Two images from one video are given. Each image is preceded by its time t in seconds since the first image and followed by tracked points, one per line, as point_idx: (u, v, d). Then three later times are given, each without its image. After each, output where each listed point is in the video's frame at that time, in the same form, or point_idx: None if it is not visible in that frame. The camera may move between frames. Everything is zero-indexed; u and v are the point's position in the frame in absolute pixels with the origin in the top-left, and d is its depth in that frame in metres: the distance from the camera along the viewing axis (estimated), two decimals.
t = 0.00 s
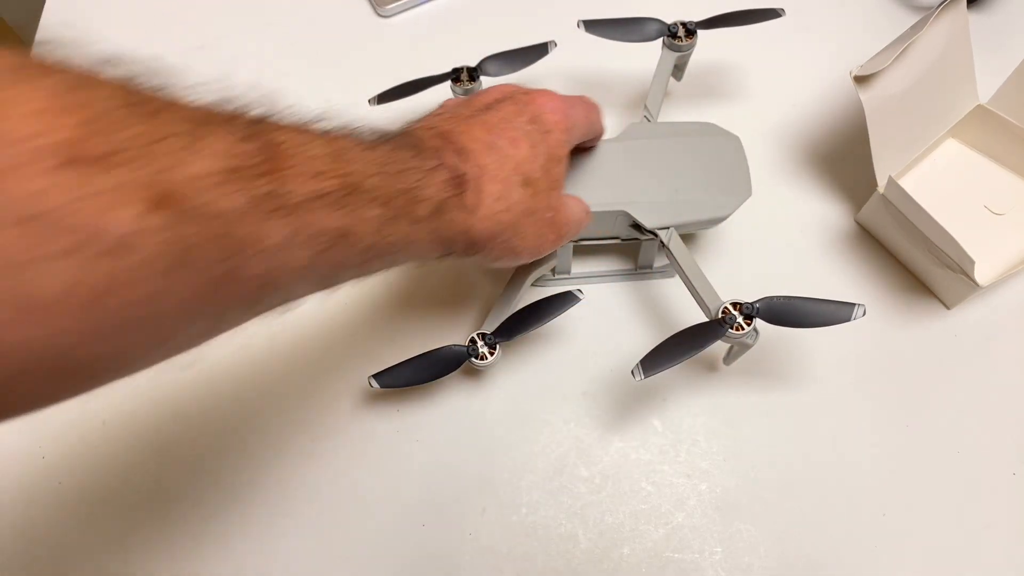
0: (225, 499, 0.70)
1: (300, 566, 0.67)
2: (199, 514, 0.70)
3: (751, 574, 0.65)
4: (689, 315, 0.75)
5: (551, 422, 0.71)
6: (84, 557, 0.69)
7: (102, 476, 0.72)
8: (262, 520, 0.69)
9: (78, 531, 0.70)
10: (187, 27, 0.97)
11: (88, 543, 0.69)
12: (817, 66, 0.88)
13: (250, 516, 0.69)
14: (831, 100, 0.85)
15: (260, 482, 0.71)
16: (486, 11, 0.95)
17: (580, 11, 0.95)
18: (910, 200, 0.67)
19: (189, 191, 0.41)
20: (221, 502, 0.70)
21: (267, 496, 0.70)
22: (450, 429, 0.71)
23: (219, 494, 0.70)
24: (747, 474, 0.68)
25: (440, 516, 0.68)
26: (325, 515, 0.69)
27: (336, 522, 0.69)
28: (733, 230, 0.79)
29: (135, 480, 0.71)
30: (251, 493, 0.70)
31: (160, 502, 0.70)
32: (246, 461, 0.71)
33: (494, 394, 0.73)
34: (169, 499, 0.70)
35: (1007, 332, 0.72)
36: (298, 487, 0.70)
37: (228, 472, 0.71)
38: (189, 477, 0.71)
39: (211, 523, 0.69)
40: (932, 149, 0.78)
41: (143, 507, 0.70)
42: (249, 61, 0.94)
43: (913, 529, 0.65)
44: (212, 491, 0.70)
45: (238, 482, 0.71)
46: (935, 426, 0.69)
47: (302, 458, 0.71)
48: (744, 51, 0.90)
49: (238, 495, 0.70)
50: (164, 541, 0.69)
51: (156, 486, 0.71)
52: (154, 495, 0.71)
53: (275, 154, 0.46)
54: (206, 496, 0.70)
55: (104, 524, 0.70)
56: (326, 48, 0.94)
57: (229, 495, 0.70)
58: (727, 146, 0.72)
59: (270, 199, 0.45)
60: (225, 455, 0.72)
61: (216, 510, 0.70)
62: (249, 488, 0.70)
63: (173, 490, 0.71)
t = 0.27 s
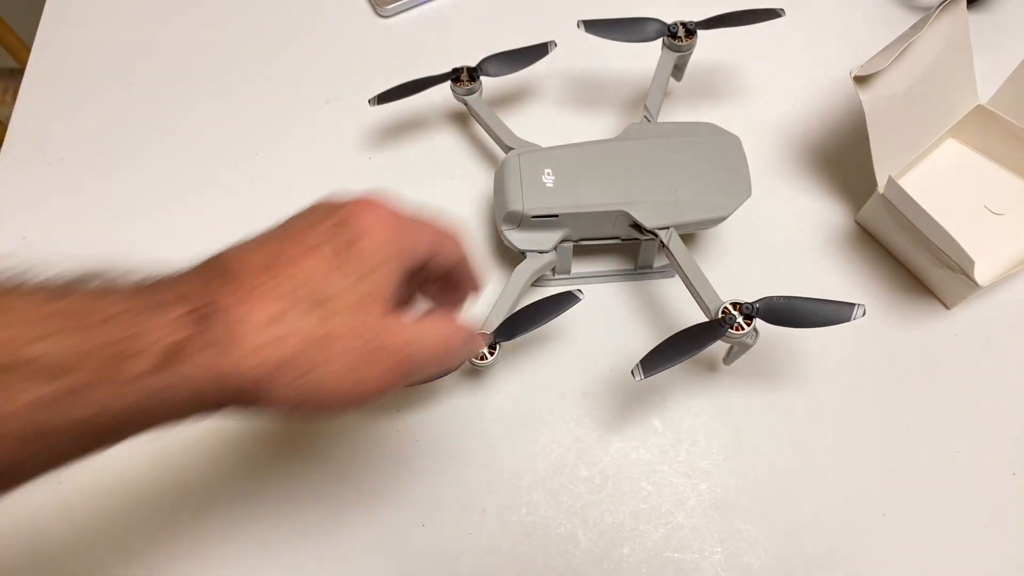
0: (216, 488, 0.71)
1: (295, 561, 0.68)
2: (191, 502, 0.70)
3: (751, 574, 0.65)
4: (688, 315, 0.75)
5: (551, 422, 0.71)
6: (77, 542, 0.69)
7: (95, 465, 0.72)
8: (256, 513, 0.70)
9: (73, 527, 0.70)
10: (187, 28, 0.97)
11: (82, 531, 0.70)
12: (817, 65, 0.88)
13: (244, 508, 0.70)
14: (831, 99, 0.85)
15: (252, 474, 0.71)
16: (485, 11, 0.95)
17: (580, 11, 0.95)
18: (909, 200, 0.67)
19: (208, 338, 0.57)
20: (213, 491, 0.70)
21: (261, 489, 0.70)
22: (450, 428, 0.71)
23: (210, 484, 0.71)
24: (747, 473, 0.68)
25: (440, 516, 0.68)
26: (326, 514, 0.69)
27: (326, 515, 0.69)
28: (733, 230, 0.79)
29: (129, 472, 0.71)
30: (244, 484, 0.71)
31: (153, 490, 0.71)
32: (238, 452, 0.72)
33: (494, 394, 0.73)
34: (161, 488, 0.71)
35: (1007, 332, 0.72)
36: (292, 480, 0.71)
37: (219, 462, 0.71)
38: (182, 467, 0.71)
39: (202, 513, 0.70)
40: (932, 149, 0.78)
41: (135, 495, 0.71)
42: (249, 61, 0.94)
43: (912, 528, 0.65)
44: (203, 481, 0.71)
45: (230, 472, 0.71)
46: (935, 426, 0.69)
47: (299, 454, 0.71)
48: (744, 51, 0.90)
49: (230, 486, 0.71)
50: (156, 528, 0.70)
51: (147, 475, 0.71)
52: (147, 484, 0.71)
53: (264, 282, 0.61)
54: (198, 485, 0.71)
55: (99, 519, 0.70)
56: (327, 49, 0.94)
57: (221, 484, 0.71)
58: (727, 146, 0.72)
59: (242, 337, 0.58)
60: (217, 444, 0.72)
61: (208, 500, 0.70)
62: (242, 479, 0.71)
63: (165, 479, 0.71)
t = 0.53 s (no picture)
0: (213, 480, 0.71)
1: (294, 556, 0.68)
2: (188, 495, 0.71)
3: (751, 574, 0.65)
4: (689, 315, 0.75)
5: (551, 422, 0.71)
6: (75, 536, 0.70)
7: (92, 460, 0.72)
8: (253, 508, 0.70)
9: (73, 526, 0.70)
10: (187, 29, 0.97)
11: (80, 525, 0.70)
12: (817, 66, 0.88)
13: (241, 502, 0.70)
14: (831, 100, 0.85)
15: (248, 466, 0.71)
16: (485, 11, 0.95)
17: (579, 11, 0.95)
18: (909, 200, 0.67)
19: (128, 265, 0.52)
20: (209, 484, 0.71)
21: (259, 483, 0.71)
22: (451, 428, 0.71)
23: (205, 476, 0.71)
24: (747, 473, 0.68)
25: (440, 516, 0.68)
26: (325, 514, 0.69)
27: (319, 506, 0.69)
28: (733, 230, 0.79)
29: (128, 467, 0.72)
30: (240, 476, 0.71)
31: (151, 484, 0.71)
32: (233, 445, 0.72)
33: (495, 394, 0.73)
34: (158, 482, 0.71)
35: (1007, 332, 0.72)
36: (290, 475, 0.71)
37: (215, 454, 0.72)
38: (180, 460, 0.72)
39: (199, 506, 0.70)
40: (932, 148, 0.78)
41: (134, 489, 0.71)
42: (248, 62, 0.94)
43: (913, 529, 0.65)
44: (200, 474, 0.71)
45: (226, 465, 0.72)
46: (935, 426, 0.69)
47: (297, 451, 0.72)
48: (744, 51, 0.90)
49: (227, 479, 0.71)
50: (152, 520, 0.70)
51: (144, 467, 0.72)
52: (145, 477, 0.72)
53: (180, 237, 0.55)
54: (195, 478, 0.71)
55: (99, 517, 0.70)
56: (327, 49, 0.94)
57: (217, 476, 0.71)
58: (727, 146, 0.72)
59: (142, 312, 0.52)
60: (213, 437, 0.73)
61: (205, 492, 0.71)
62: (238, 472, 0.71)
63: (163, 472, 0.72)
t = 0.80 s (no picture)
0: (209, 477, 0.71)
1: (294, 555, 0.68)
2: (186, 492, 0.71)
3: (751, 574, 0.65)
4: (689, 315, 0.75)
5: (551, 422, 0.71)
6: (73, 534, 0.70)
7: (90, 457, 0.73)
8: (250, 505, 0.70)
9: (72, 525, 0.70)
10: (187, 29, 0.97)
11: (77, 523, 0.70)
12: (817, 66, 0.88)
13: (240, 500, 0.70)
14: (832, 100, 0.85)
15: (246, 463, 0.71)
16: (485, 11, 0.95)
17: (579, 11, 0.95)
18: (910, 200, 0.67)
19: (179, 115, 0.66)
20: (206, 481, 0.71)
21: (257, 480, 0.71)
22: (451, 429, 0.71)
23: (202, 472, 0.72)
24: (747, 473, 0.68)
25: (440, 516, 0.68)
26: (325, 514, 0.69)
27: (313, 496, 0.70)
28: (733, 230, 0.79)
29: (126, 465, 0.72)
30: (238, 473, 0.71)
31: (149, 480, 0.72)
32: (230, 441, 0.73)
33: (495, 394, 0.73)
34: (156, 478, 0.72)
35: (1007, 332, 0.72)
36: (289, 473, 0.71)
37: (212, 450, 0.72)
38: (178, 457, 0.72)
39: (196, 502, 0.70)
40: (932, 149, 0.78)
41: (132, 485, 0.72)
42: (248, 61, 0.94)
43: (913, 529, 0.65)
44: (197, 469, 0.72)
45: (223, 462, 0.72)
46: (935, 427, 0.69)
47: (296, 449, 0.72)
48: (744, 51, 0.90)
49: (224, 475, 0.71)
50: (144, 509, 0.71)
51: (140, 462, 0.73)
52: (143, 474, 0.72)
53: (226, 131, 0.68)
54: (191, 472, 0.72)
55: (98, 517, 0.70)
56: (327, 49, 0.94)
57: (214, 473, 0.71)
58: (727, 146, 0.72)
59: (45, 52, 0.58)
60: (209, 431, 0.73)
61: (202, 490, 0.71)
62: (235, 469, 0.71)
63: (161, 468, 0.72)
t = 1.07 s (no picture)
0: (209, 477, 0.71)
1: (295, 556, 0.68)
2: (185, 492, 0.71)
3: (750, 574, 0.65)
4: (688, 315, 0.75)
5: (551, 422, 0.71)
6: (72, 535, 0.70)
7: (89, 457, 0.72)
8: (250, 506, 0.70)
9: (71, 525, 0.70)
10: (187, 29, 0.97)
11: (77, 522, 0.70)
12: (817, 66, 0.88)
13: (239, 500, 0.70)
14: (831, 100, 0.85)
15: (246, 463, 0.71)
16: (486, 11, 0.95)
17: (579, 11, 0.95)
18: (909, 201, 0.67)
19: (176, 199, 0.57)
20: (206, 480, 0.71)
21: (257, 480, 0.71)
22: (450, 429, 0.71)
23: (202, 472, 0.72)
24: (747, 473, 0.68)
25: (439, 515, 0.68)
26: (325, 514, 0.69)
27: (313, 497, 0.70)
28: (733, 230, 0.79)
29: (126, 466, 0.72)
30: (238, 472, 0.71)
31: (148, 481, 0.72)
32: (229, 441, 0.73)
33: (494, 394, 0.73)
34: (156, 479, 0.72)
35: (1007, 332, 0.72)
36: (289, 473, 0.71)
37: (211, 451, 0.72)
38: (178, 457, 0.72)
39: (196, 502, 0.70)
40: (931, 149, 0.78)
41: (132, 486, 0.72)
42: (248, 62, 0.94)
43: (913, 529, 0.65)
44: (196, 469, 0.72)
45: (223, 462, 0.72)
46: (934, 427, 0.69)
47: (296, 449, 0.72)
48: (744, 51, 0.90)
49: (223, 476, 0.71)
50: (147, 508, 0.70)
51: (141, 461, 0.72)
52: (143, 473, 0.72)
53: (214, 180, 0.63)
54: (190, 473, 0.72)
55: (97, 517, 0.70)
56: (327, 49, 0.94)
57: (213, 473, 0.71)
58: (727, 146, 0.72)
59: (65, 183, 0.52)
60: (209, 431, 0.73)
61: (201, 489, 0.71)
62: (235, 469, 0.71)
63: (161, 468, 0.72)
